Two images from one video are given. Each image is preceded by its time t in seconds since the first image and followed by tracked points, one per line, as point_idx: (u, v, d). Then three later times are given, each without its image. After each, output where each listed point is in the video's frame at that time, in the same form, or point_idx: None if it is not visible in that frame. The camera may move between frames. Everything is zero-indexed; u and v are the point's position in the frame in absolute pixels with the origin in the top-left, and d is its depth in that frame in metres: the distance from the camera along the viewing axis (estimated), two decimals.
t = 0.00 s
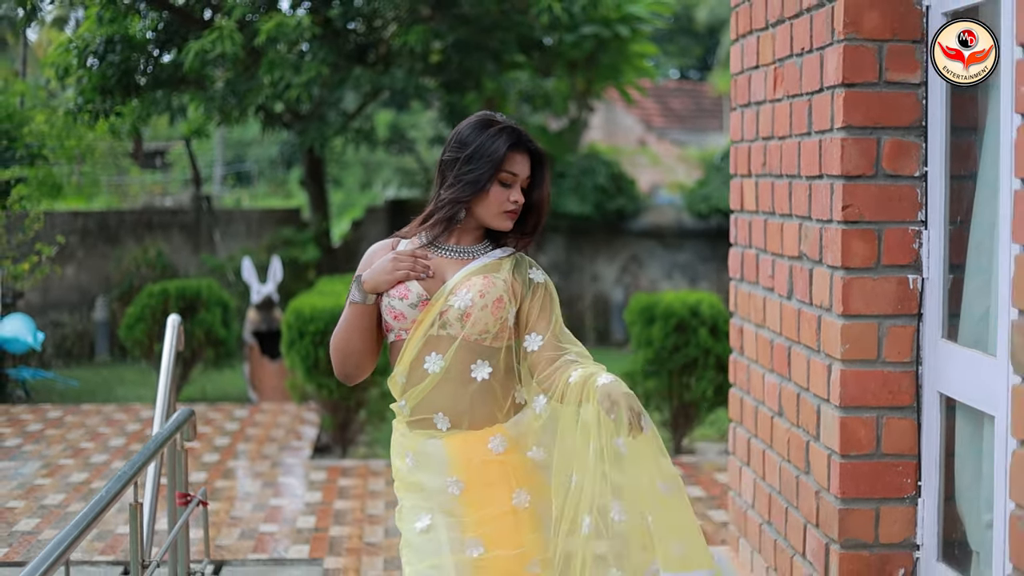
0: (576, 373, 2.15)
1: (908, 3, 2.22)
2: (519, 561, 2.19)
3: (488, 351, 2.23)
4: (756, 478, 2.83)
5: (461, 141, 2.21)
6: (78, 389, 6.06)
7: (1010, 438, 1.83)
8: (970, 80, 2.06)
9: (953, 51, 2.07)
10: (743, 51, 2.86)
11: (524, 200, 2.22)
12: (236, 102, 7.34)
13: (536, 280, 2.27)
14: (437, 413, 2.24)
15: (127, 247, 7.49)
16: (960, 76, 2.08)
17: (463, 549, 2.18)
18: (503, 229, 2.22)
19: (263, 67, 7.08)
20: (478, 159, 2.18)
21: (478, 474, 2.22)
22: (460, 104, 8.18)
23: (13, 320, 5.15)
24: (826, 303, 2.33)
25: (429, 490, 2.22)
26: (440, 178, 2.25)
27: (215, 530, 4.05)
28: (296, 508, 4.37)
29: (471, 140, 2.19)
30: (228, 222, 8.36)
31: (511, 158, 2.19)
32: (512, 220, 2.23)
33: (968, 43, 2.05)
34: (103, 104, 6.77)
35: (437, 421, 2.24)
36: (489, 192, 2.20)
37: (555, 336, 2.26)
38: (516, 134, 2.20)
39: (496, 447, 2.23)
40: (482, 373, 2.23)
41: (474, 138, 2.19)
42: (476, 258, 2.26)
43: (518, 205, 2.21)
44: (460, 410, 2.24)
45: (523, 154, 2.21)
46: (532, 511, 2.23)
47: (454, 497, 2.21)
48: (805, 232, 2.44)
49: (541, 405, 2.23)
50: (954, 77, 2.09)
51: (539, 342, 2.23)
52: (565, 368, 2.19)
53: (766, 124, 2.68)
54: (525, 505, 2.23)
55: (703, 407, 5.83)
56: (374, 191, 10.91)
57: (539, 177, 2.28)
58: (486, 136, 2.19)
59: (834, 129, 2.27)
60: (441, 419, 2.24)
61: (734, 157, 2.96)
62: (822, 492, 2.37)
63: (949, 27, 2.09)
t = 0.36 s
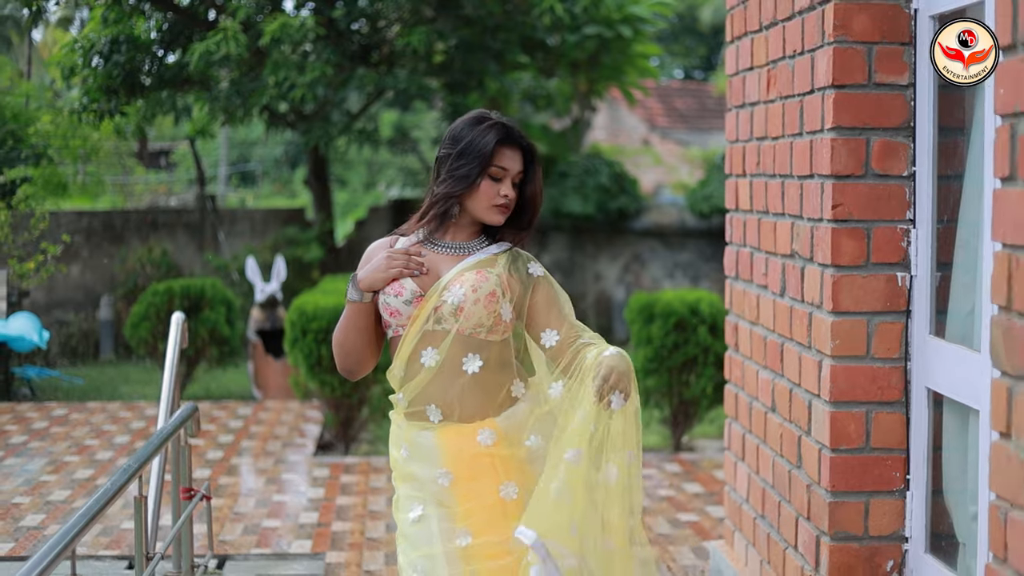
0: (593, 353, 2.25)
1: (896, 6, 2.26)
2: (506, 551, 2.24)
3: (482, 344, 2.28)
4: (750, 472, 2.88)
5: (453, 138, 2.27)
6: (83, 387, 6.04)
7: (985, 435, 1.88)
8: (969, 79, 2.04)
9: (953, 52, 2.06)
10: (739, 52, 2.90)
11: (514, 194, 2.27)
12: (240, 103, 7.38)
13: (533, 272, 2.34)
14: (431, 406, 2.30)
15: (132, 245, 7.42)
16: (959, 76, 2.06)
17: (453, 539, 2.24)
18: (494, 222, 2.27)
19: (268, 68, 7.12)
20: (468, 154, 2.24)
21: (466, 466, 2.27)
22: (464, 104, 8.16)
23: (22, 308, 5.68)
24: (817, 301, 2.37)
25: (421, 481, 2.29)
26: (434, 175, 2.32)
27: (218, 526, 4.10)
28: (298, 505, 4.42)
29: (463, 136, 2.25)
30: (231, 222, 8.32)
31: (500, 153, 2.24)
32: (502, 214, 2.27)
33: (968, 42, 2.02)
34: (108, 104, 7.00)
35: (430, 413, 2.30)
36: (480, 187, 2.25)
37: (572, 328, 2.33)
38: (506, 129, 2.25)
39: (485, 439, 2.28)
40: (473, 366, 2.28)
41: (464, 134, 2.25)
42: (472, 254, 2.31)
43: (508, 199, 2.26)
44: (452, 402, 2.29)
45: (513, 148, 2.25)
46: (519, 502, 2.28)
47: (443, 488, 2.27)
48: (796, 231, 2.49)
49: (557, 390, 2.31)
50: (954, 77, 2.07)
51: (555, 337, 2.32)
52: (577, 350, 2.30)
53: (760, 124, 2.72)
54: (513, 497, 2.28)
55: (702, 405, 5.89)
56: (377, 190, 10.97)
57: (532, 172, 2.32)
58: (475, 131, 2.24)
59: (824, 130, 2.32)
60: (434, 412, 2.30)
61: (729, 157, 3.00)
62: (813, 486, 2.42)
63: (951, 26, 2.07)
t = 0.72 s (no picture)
0: (621, 353, 2.43)
1: (887, 9, 2.30)
2: (515, 537, 2.32)
3: (490, 338, 2.36)
4: (745, 467, 2.93)
5: (438, 136, 2.35)
6: (87, 385, 5.94)
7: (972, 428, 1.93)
8: (970, 80, 1.97)
9: (953, 51, 2.01)
10: (734, 53, 2.95)
11: (498, 186, 2.33)
12: (243, 103, 7.43)
13: (534, 268, 2.44)
14: (435, 397, 2.36)
15: (135, 245, 7.50)
16: (959, 76, 2.01)
17: (457, 524, 2.32)
18: (480, 215, 2.33)
19: (271, 68, 7.16)
20: (450, 149, 2.31)
21: (471, 454, 2.34)
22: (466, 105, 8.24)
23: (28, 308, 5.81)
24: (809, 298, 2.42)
25: (424, 471, 2.35)
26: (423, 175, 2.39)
27: (222, 522, 4.15)
28: (300, 501, 4.47)
29: (445, 133, 2.33)
30: (235, 221, 8.38)
31: (479, 146, 2.31)
32: (487, 207, 2.33)
33: (968, 42, 1.95)
34: (112, 104, 7.10)
35: (434, 405, 2.36)
36: (463, 181, 2.32)
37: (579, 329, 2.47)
38: (486, 122, 2.32)
39: (491, 429, 2.36)
40: (481, 359, 2.36)
41: (447, 131, 2.33)
42: (474, 250, 2.38)
43: (491, 191, 2.32)
44: (458, 393, 2.36)
45: (494, 141, 2.32)
46: (522, 483, 2.35)
47: (448, 476, 2.33)
48: (790, 229, 2.53)
49: (577, 381, 2.42)
50: (954, 77, 2.02)
51: (563, 332, 2.45)
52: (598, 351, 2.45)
53: (755, 125, 2.76)
54: (517, 480, 2.35)
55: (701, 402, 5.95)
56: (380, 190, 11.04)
57: (518, 166, 2.38)
58: (457, 126, 2.32)
59: (817, 130, 2.36)
60: (439, 403, 2.36)
61: (725, 157, 3.04)
62: (807, 480, 2.46)
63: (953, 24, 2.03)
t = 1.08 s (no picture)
0: (610, 372, 2.54)
1: (880, 10, 2.34)
2: (525, 528, 2.39)
3: (502, 331, 2.40)
4: (741, 462, 2.97)
5: (433, 133, 2.39)
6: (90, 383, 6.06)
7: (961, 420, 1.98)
8: (967, 82, 1.85)
9: (952, 50, 1.91)
10: (731, 54, 2.99)
11: (493, 180, 2.35)
12: (245, 103, 7.48)
13: (536, 264, 2.47)
14: (445, 388, 2.38)
15: (138, 244, 7.54)
16: (958, 76, 1.88)
17: (469, 513, 2.35)
18: (476, 209, 2.36)
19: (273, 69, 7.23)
20: (444, 146, 2.34)
21: (483, 442, 2.37)
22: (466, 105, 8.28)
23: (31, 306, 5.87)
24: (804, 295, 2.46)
25: (431, 461, 2.36)
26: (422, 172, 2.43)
27: (225, 517, 4.20)
28: (302, 497, 4.51)
29: (439, 130, 2.36)
30: (236, 221, 8.50)
31: (470, 141, 2.34)
32: (483, 201, 2.35)
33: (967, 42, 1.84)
34: (114, 105, 7.16)
35: (445, 396, 2.38)
36: (459, 177, 2.35)
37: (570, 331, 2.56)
38: (478, 117, 2.34)
39: (502, 416, 2.40)
40: (495, 351, 2.39)
41: (441, 128, 2.36)
42: (483, 246, 2.42)
43: (486, 185, 2.34)
44: (470, 385, 2.39)
45: (487, 136, 2.34)
46: (530, 476, 2.42)
47: (461, 464, 2.36)
48: (785, 227, 2.57)
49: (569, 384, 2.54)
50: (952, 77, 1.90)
51: (561, 327, 2.53)
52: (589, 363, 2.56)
53: (751, 124, 2.80)
54: (524, 470, 2.42)
55: (700, 400, 5.99)
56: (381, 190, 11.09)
57: (513, 158, 2.40)
58: (450, 123, 2.34)
59: (810, 130, 2.41)
60: (450, 394, 2.39)
61: (722, 156, 3.09)
62: (801, 474, 2.50)
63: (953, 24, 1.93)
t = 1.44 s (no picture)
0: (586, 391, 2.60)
1: (875, 13, 2.39)
2: (532, 528, 2.41)
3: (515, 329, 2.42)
4: (738, 457, 3.02)
5: (432, 136, 2.41)
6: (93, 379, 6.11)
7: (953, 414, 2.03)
8: (967, 80, 1.78)
9: (953, 52, 1.85)
10: (729, 56, 3.03)
11: (494, 177, 2.37)
12: (247, 101, 7.51)
13: (541, 263, 2.52)
14: (456, 384, 2.39)
15: (140, 242, 7.75)
16: (959, 77, 1.81)
17: (479, 513, 2.37)
18: (479, 208, 2.38)
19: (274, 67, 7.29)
20: (444, 147, 2.37)
21: (493, 441, 2.39)
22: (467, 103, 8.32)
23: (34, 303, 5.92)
24: (800, 293, 2.50)
25: (440, 457, 2.37)
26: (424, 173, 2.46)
27: (228, 512, 4.24)
28: (304, 493, 4.56)
29: (438, 132, 2.39)
30: (238, 219, 8.61)
31: (470, 141, 2.36)
32: (485, 199, 2.38)
33: (968, 42, 1.80)
34: (117, 103, 7.20)
35: (456, 391, 2.39)
36: (461, 177, 2.37)
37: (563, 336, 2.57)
38: (477, 117, 2.37)
39: (512, 411, 2.41)
40: (507, 347, 2.41)
41: (439, 130, 2.39)
42: (493, 244, 2.45)
43: (487, 183, 2.37)
44: (481, 380, 2.40)
45: (486, 135, 2.37)
46: (538, 476, 2.44)
47: (471, 462, 2.37)
48: (782, 227, 2.61)
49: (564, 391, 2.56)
50: (953, 79, 1.84)
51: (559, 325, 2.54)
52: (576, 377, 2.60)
53: (749, 125, 2.84)
54: (532, 468, 2.44)
55: (699, 398, 6.04)
56: (382, 188, 11.15)
57: (512, 156, 2.43)
58: (449, 124, 2.37)
59: (807, 131, 2.45)
60: (461, 390, 2.40)
61: (721, 155, 3.12)
62: (797, 469, 2.54)
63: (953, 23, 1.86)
